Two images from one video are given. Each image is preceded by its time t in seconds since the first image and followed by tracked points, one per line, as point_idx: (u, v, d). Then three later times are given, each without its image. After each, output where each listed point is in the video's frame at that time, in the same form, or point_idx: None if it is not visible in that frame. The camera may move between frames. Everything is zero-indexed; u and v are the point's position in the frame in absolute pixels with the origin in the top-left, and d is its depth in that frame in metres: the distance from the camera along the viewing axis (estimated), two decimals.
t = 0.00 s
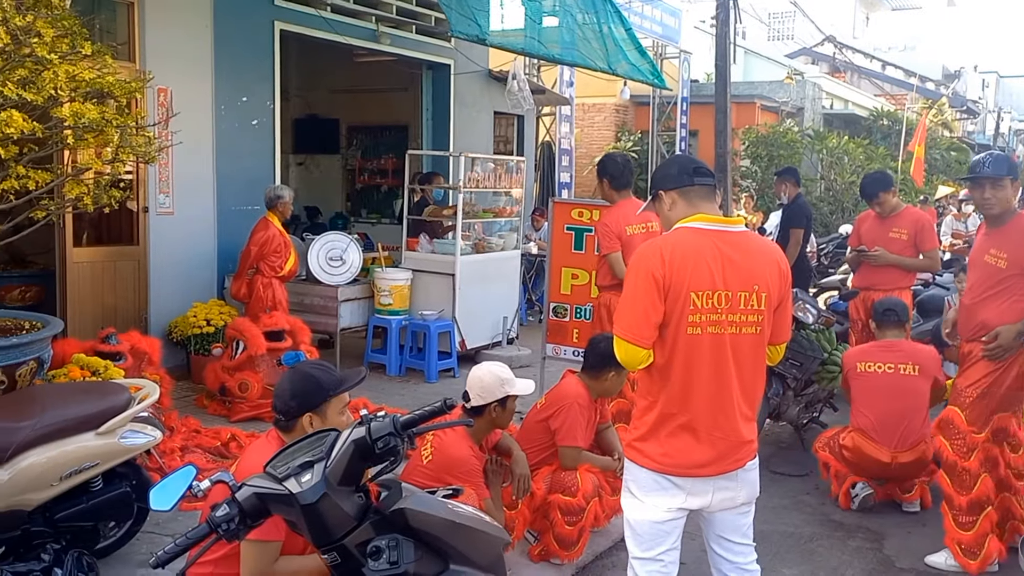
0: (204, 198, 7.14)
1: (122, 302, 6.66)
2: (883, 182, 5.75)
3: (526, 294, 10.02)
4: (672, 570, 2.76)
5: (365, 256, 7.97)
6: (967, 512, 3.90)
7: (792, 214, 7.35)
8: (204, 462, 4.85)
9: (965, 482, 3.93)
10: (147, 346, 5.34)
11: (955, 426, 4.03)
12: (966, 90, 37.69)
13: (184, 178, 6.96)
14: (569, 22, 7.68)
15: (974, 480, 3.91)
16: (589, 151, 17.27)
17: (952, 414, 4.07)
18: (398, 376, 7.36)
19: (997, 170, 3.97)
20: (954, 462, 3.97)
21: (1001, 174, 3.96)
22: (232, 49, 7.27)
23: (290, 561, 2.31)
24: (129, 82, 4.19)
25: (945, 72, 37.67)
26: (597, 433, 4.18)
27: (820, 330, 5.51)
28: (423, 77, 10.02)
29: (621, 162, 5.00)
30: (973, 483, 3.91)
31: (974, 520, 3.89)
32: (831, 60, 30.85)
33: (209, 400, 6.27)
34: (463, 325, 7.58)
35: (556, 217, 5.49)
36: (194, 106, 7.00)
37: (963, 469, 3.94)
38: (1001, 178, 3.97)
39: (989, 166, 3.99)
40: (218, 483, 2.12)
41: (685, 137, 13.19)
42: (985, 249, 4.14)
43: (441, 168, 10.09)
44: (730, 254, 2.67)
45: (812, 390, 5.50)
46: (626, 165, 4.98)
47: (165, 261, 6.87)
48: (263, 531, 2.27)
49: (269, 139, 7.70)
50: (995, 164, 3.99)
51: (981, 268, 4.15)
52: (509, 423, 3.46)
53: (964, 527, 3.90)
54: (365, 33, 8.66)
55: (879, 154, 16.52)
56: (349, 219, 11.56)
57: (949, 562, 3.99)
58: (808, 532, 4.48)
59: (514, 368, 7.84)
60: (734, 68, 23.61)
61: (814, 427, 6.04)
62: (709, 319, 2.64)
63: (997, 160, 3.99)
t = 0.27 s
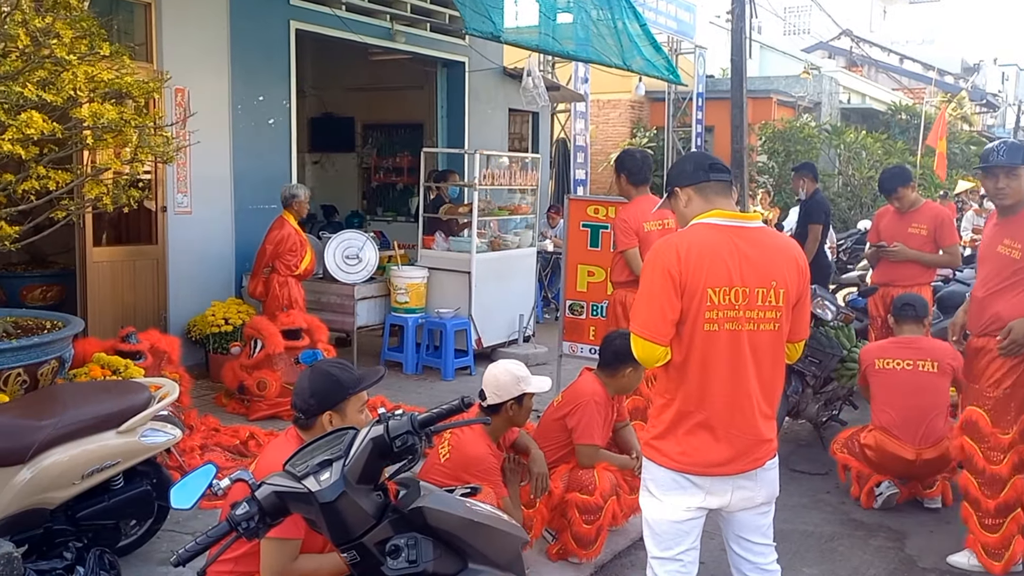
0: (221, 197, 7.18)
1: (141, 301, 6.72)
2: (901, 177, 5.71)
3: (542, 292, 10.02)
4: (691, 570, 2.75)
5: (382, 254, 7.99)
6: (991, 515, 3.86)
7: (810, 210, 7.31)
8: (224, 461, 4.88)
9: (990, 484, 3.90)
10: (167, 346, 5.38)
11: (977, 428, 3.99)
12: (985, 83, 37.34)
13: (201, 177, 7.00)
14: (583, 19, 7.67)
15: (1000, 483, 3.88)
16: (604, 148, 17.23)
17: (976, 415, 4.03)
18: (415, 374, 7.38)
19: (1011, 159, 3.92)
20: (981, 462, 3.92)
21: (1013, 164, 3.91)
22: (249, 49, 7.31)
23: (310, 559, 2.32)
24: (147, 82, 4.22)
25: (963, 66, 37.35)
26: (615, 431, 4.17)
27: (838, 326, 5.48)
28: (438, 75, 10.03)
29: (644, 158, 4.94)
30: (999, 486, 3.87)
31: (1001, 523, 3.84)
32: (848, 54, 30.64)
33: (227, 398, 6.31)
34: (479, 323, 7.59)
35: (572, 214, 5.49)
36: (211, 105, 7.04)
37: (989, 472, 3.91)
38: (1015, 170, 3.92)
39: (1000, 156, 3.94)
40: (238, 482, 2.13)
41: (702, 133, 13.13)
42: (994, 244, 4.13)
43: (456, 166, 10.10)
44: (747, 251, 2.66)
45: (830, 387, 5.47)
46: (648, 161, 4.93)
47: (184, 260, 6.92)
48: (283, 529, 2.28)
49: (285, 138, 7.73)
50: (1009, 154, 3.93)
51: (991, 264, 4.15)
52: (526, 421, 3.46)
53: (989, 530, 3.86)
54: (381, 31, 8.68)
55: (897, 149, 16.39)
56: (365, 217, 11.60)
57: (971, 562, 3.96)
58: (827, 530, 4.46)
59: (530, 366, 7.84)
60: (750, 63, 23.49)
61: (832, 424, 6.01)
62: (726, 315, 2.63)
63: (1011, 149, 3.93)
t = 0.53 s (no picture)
0: (236, 202, 7.21)
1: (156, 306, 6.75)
2: (917, 180, 5.67)
3: (556, 296, 10.02)
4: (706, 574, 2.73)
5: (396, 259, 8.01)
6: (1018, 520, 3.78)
7: (826, 213, 7.28)
8: (238, 464, 4.90)
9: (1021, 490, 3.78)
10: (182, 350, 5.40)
11: (1007, 434, 3.86)
12: (1002, 85, 37.09)
13: (216, 182, 7.04)
14: (597, 22, 7.65)
15: None
16: (618, 152, 17.21)
17: (1002, 421, 3.89)
18: (429, 378, 7.38)
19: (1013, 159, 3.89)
20: (1013, 469, 3.81)
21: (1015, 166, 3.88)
22: (263, 55, 7.35)
23: (324, 562, 2.32)
24: (162, 87, 4.25)
25: (980, 69, 37.13)
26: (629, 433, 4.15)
27: (853, 330, 5.45)
28: (452, 79, 10.05)
29: (649, 162, 5.00)
30: None
31: None
32: (863, 58, 30.53)
33: (242, 402, 6.33)
34: (494, 327, 7.59)
35: (586, 218, 5.48)
36: (226, 110, 7.08)
37: None
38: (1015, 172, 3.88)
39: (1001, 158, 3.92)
40: (252, 485, 2.14)
41: (716, 136, 13.10)
42: (1000, 246, 4.05)
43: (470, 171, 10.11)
44: (762, 254, 2.65)
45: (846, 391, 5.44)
46: (653, 165, 4.98)
47: (199, 264, 6.95)
48: (297, 532, 2.28)
49: (299, 143, 7.76)
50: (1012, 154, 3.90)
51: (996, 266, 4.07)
52: (539, 425, 3.46)
53: None
54: (394, 36, 8.70)
55: (913, 152, 16.30)
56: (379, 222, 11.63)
57: (986, 566, 3.95)
58: (843, 534, 4.43)
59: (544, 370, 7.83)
60: (764, 66, 23.42)
61: (848, 428, 5.97)
62: (742, 318, 2.62)
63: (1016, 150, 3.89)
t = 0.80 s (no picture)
0: (243, 200, 7.22)
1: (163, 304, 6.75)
2: (927, 176, 5.63)
3: (564, 294, 10.01)
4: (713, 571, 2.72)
5: (404, 257, 8.00)
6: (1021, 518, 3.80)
7: (834, 210, 7.24)
8: (246, 462, 4.90)
9: None
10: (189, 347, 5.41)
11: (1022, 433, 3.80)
12: (1012, 82, 36.91)
13: (223, 180, 7.05)
14: (605, 20, 7.64)
15: None
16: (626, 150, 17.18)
17: (1016, 421, 3.84)
18: (436, 376, 7.38)
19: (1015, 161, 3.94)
20: None
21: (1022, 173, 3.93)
22: (270, 53, 7.36)
23: (331, 559, 2.32)
24: (169, 84, 4.25)
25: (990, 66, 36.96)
26: (636, 431, 4.14)
27: (862, 327, 5.42)
28: (460, 77, 10.04)
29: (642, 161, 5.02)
30: None
31: None
32: (872, 55, 30.44)
33: (250, 400, 6.34)
34: (501, 325, 7.58)
35: (595, 216, 5.47)
36: (234, 108, 7.09)
37: None
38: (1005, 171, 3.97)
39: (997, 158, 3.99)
40: (259, 482, 2.14)
41: (724, 134, 13.06)
42: (998, 248, 4.09)
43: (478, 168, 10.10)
44: (771, 251, 2.64)
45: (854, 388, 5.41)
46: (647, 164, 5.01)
47: (207, 262, 6.96)
48: (304, 529, 2.28)
49: (307, 141, 7.77)
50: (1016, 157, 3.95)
51: (997, 268, 4.08)
52: (547, 421, 3.44)
53: None
54: (402, 34, 8.70)
55: (923, 149, 16.22)
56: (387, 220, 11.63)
57: (996, 565, 3.91)
58: (851, 532, 4.41)
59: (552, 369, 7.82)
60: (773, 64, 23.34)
61: (857, 426, 5.94)
62: (750, 315, 2.61)
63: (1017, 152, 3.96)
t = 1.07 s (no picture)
0: (234, 194, 7.20)
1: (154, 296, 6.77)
2: (917, 170, 5.65)
3: (556, 289, 10.01)
4: (704, 562, 2.73)
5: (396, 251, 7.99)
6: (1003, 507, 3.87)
7: (825, 204, 7.26)
8: (237, 455, 4.89)
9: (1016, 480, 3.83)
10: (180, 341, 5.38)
11: (1011, 426, 3.85)
12: (1002, 78, 37.04)
13: (214, 175, 7.02)
14: (597, 15, 7.63)
15: None
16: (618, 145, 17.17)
17: (1005, 413, 3.87)
18: (428, 371, 7.37)
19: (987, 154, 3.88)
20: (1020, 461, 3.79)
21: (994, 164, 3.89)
22: (261, 47, 7.33)
23: (323, 551, 2.31)
24: (159, 78, 4.22)
25: (980, 61, 37.07)
26: (628, 424, 4.14)
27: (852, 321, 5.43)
28: (451, 71, 10.02)
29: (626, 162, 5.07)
30: None
31: None
32: (863, 50, 30.50)
33: (241, 394, 6.32)
34: (494, 319, 7.57)
35: (586, 210, 5.47)
36: (224, 102, 7.06)
37: None
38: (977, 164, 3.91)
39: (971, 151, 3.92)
40: (249, 474, 2.12)
41: (716, 129, 13.07)
42: (972, 240, 4.05)
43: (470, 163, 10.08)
44: (762, 243, 2.64)
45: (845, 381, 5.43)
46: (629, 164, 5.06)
47: (197, 257, 6.94)
48: (293, 521, 2.27)
49: (298, 135, 7.74)
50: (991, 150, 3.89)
51: (973, 260, 4.05)
52: (538, 410, 3.44)
53: None
54: (393, 28, 8.67)
55: (913, 144, 16.27)
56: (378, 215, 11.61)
57: (985, 555, 3.92)
58: (841, 523, 4.43)
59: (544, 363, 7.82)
60: (764, 59, 23.36)
61: (848, 419, 5.96)
62: (741, 307, 2.61)
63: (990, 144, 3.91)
